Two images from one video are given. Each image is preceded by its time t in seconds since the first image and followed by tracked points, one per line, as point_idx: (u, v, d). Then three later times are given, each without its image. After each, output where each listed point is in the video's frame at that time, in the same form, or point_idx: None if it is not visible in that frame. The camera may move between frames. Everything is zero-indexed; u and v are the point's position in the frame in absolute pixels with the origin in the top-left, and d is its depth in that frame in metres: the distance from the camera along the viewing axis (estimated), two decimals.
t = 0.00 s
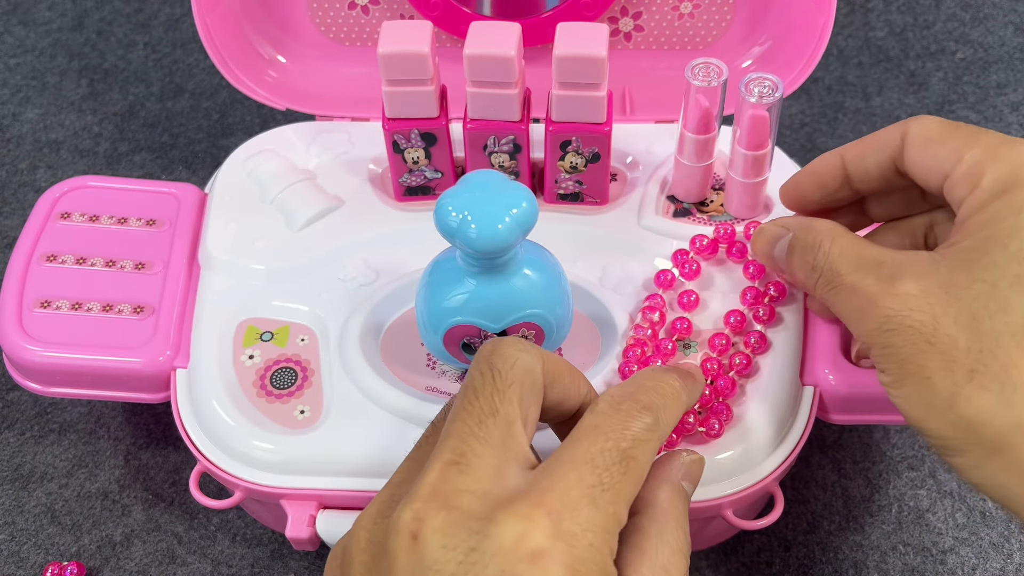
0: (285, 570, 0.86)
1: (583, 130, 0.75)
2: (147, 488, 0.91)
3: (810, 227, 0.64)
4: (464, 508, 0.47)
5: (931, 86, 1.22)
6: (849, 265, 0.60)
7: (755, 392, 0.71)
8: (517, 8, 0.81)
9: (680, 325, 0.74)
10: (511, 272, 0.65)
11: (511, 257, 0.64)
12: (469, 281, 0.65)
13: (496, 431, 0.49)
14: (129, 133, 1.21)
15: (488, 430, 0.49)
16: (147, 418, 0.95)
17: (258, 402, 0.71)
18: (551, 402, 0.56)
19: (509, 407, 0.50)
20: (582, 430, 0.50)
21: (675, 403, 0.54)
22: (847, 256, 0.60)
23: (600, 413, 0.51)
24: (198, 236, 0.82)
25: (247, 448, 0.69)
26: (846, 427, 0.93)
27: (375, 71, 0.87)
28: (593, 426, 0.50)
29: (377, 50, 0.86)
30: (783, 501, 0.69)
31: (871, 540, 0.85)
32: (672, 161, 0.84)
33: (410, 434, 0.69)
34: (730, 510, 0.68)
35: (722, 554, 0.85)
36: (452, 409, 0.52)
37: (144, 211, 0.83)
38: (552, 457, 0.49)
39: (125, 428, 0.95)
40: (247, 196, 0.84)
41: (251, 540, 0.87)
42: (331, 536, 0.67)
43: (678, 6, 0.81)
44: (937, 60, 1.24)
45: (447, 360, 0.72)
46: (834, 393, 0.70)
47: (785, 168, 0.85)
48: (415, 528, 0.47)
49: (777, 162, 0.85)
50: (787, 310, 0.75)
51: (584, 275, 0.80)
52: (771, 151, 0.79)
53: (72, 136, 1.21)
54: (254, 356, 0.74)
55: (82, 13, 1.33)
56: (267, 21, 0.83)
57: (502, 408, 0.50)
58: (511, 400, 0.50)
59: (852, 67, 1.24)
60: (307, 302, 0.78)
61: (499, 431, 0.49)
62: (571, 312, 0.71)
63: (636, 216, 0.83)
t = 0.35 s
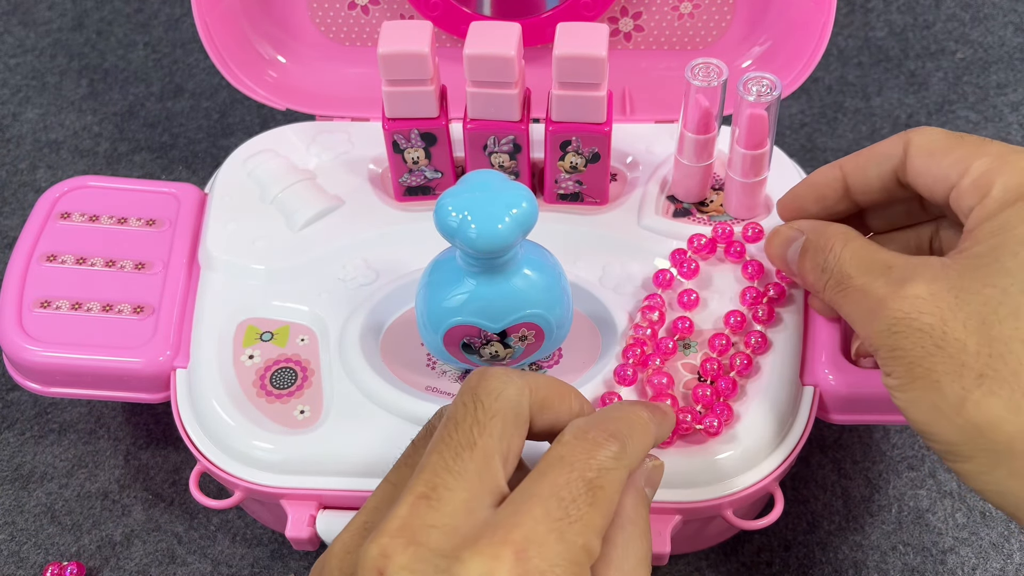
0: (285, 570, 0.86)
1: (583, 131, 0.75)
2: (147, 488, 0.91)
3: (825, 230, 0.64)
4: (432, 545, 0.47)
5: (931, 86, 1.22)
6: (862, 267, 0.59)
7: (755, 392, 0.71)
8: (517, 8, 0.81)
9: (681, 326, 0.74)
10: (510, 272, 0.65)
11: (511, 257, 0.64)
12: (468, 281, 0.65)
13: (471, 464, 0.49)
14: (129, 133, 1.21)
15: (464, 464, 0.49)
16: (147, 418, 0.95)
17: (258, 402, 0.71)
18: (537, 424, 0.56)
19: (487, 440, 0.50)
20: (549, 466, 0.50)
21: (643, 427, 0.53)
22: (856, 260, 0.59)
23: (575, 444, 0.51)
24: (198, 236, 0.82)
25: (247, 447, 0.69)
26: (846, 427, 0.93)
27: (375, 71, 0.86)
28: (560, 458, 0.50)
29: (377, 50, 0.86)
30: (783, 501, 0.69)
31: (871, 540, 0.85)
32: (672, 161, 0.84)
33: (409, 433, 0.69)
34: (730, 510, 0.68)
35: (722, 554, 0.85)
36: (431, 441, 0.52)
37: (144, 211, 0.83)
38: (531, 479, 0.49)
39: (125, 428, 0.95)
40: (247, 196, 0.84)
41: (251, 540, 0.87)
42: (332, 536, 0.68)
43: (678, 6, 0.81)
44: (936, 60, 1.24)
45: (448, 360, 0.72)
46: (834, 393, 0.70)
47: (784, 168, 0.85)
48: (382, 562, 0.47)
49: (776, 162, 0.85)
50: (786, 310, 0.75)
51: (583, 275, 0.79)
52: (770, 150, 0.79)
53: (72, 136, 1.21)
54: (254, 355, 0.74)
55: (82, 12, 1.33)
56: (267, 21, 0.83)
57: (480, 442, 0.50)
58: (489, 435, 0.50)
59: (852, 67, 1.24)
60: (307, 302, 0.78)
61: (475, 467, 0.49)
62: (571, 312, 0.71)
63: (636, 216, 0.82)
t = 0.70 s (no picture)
0: (285, 570, 0.86)
1: (583, 131, 0.75)
2: (147, 488, 0.91)
3: (950, 234, 0.44)
4: None
5: (931, 86, 1.22)
6: (1002, 288, 0.41)
7: (755, 391, 0.71)
8: (517, 8, 0.81)
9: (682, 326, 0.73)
10: (510, 272, 0.65)
11: (511, 257, 0.64)
12: (468, 281, 0.65)
13: (466, 554, 0.40)
14: (129, 133, 1.21)
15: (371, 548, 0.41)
16: (147, 418, 0.95)
17: (258, 402, 0.71)
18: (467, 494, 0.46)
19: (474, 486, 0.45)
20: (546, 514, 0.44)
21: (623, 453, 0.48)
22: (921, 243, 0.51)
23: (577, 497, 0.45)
24: (198, 237, 0.82)
25: (247, 448, 0.69)
26: (846, 427, 0.93)
27: (375, 71, 0.87)
28: (479, 532, 0.41)
29: (377, 50, 0.86)
30: (783, 501, 0.69)
31: (871, 540, 0.85)
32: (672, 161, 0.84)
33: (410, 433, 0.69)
34: (729, 510, 0.68)
35: (722, 555, 0.85)
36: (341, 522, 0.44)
37: (144, 211, 0.83)
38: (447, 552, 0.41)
39: (125, 428, 0.95)
40: (247, 196, 0.84)
41: (251, 540, 0.87)
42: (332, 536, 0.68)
43: (678, 6, 0.81)
44: (936, 60, 1.24)
45: (448, 360, 0.72)
46: (833, 393, 0.71)
47: (784, 168, 0.85)
48: None
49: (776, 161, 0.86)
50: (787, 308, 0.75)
51: (583, 276, 0.79)
52: (771, 151, 0.79)
53: (72, 136, 1.21)
54: (254, 355, 0.74)
55: (82, 12, 1.33)
56: (267, 22, 0.83)
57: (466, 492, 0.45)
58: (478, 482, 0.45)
59: (852, 67, 1.24)
60: (307, 302, 0.78)
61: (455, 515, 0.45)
62: (571, 312, 0.71)
63: (636, 216, 0.82)
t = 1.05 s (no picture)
0: (285, 570, 0.86)
1: (583, 131, 0.76)
2: (147, 488, 0.91)
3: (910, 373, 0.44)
4: None
5: (931, 86, 1.22)
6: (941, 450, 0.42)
7: (755, 391, 0.71)
8: (517, 8, 0.81)
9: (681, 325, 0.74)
10: (510, 272, 0.65)
11: (510, 256, 0.65)
12: (468, 281, 0.65)
13: None
14: (129, 133, 1.21)
15: None
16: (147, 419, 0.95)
17: (259, 402, 0.71)
18: None
19: None
20: None
21: None
22: None
23: None
24: (198, 236, 0.82)
25: (248, 448, 0.69)
26: (846, 427, 0.93)
27: (375, 70, 0.87)
28: None
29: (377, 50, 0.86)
30: (783, 501, 0.69)
31: (871, 540, 0.85)
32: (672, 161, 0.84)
33: (410, 433, 0.69)
34: (729, 510, 0.68)
35: (722, 555, 0.85)
36: None
37: (144, 211, 0.84)
38: None
39: (125, 428, 0.95)
40: (247, 196, 0.84)
41: (251, 539, 0.87)
42: (332, 536, 0.68)
43: (677, 6, 0.81)
44: (936, 60, 1.24)
45: (447, 360, 0.72)
46: (833, 393, 0.71)
47: (784, 168, 0.85)
48: None
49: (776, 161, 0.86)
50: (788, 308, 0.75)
51: (583, 276, 0.79)
52: (770, 151, 0.79)
53: (72, 136, 1.21)
54: (254, 356, 0.74)
55: (83, 12, 1.33)
56: (267, 22, 0.83)
57: None
58: None
59: (852, 67, 1.24)
60: (307, 302, 0.78)
61: None
62: (570, 312, 0.71)
63: (636, 216, 0.82)
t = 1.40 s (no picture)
0: (284, 569, 0.86)
1: (583, 131, 0.76)
2: (147, 487, 0.91)
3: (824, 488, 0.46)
4: None
5: (931, 86, 1.22)
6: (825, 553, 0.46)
7: (755, 391, 0.71)
8: (517, 8, 0.81)
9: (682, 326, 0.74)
10: (510, 271, 0.65)
11: (510, 255, 0.65)
12: (468, 281, 0.65)
13: None
14: (130, 133, 1.21)
15: None
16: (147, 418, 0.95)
17: (259, 402, 0.71)
18: None
19: None
20: None
21: None
22: None
23: None
24: (198, 236, 0.83)
25: (248, 448, 0.69)
26: (846, 427, 0.93)
27: (375, 70, 0.87)
28: None
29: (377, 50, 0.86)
30: (784, 501, 0.69)
31: (871, 540, 0.85)
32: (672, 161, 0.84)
33: (410, 432, 0.69)
34: (729, 510, 0.68)
35: (722, 554, 0.85)
36: None
37: (144, 211, 0.84)
38: None
39: (126, 428, 0.95)
40: (247, 196, 0.84)
41: (251, 538, 0.87)
42: (332, 536, 0.68)
43: (677, 6, 0.81)
44: (936, 60, 1.24)
45: (447, 360, 0.72)
46: (833, 392, 0.71)
47: (784, 168, 0.85)
48: None
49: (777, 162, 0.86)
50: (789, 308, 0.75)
51: (583, 276, 0.79)
52: (770, 151, 0.79)
53: (72, 136, 1.21)
54: (254, 355, 0.74)
55: (83, 12, 1.33)
56: (267, 22, 0.83)
57: None
58: None
59: (852, 67, 1.24)
60: (308, 302, 0.78)
61: None
62: (571, 312, 0.71)
63: (636, 216, 0.82)
